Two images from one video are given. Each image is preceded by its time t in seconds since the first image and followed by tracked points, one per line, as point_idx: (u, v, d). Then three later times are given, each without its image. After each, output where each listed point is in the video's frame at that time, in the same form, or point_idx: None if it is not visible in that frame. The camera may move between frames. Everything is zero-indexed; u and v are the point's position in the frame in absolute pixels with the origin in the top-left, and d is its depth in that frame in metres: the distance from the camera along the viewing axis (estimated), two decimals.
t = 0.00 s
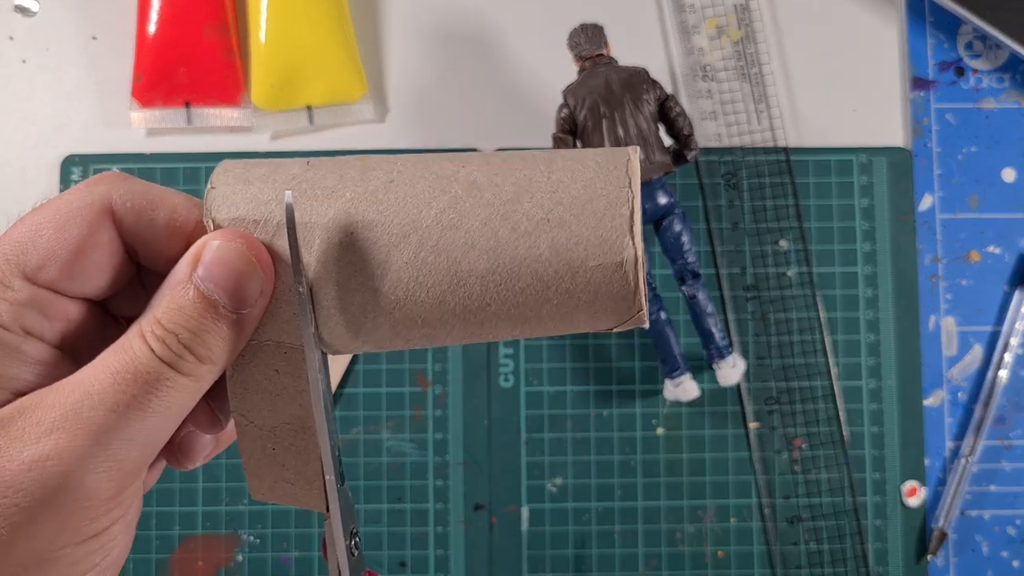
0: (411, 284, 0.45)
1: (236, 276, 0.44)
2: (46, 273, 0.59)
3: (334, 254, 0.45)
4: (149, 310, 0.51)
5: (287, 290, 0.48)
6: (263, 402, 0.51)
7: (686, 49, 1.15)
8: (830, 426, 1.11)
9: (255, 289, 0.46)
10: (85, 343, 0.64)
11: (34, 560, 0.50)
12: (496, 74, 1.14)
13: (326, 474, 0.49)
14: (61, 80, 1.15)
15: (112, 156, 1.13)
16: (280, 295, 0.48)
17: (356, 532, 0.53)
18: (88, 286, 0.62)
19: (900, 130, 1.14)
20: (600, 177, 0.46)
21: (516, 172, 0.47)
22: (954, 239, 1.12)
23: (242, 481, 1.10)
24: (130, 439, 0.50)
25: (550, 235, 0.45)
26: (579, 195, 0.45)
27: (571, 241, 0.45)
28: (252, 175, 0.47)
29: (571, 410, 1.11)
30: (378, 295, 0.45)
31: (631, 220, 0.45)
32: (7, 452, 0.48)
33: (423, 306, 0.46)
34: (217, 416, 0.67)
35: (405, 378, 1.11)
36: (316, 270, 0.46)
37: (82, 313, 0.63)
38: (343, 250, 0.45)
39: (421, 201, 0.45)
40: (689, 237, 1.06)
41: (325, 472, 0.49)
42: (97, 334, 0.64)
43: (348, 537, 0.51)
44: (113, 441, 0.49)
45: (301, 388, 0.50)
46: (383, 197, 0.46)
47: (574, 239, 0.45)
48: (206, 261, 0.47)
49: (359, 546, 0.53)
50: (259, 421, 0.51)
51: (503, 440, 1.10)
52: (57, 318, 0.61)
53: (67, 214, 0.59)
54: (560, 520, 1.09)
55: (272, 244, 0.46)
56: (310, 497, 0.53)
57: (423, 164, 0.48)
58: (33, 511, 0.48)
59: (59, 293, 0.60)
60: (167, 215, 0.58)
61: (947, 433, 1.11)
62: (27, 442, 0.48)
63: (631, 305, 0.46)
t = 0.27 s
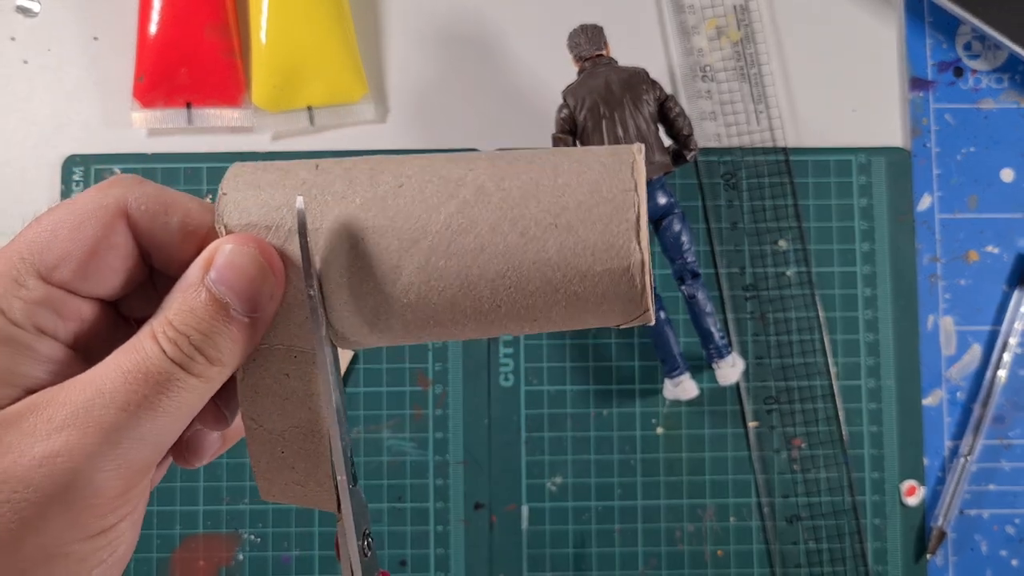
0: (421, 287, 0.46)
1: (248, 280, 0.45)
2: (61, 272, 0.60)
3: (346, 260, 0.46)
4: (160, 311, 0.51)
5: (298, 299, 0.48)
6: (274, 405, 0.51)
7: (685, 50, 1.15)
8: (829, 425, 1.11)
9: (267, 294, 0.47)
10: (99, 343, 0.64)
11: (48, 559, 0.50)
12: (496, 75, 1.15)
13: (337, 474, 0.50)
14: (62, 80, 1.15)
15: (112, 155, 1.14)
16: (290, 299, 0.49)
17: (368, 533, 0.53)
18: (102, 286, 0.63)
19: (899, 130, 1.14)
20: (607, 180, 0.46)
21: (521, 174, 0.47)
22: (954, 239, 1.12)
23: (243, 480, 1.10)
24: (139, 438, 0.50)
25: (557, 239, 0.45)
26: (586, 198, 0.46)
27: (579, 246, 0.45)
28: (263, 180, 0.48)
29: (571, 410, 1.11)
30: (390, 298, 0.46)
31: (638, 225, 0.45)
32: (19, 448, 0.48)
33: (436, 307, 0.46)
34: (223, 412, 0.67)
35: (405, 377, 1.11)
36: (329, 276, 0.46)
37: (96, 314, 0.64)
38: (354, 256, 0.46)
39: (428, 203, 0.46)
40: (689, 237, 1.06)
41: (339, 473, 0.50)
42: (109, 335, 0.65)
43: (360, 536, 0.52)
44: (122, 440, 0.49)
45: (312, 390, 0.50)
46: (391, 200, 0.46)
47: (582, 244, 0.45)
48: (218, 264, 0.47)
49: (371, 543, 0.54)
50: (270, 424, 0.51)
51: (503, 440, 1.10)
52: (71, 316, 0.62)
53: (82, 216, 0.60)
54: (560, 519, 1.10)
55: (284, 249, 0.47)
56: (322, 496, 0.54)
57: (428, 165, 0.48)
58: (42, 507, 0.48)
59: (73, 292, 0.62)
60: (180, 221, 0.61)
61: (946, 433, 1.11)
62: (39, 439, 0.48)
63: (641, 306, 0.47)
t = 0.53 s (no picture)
0: (426, 287, 0.46)
1: (258, 284, 0.45)
2: (79, 261, 0.61)
3: (351, 262, 0.46)
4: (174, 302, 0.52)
5: (305, 306, 0.49)
6: (287, 404, 0.51)
7: (685, 49, 1.15)
8: (828, 425, 1.11)
9: (276, 298, 0.47)
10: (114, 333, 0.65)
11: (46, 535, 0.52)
12: (497, 75, 1.15)
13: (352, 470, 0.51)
14: (63, 80, 1.16)
15: (112, 155, 1.14)
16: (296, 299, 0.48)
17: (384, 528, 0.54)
18: (117, 279, 0.63)
19: (899, 130, 1.15)
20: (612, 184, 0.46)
21: (528, 176, 0.47)
22: (953, 239, 1.13)
23: (243, 480, 1.11)
24: (144, 424, 0.52)
25: (562, 242, 0.45)
26: (589, 202, 0.45)
27: (582, 248, 0.45)
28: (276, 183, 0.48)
29: (571, 409, 1.11)
30: (394, 299, 0.46)
31: (640, 229, 0.45)
32: (28, 428, 0.51)
33: (439, 308, 0.46)
34: (231, 401, 0.69)
35: (405, 377, 1.11)
36: (336, 277, 0.46)
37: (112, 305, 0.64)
38: (360, 257, 0.46)
39: (437, 207, 0.46)
40: (689, 237, 1.06)
41: (353, 471, 0.50)
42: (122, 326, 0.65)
43: (375, 533, 0.53)
44: (127, 427, 0.51)
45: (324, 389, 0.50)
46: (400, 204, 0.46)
47: (585, 246, 0.45)
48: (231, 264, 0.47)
49: (387, 540, 0.54)
50: (284, 422, 0.51)
51: (503, 439, 1.10)
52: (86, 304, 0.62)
53: (103, 210, 0.61)
54: (560, 518, 1.10)
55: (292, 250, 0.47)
56: (337, 492, 0.54)
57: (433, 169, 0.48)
58: (45, 487, 0.51)
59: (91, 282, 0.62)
60: (198, 222, 0.62)
61: (945, 432, 1.11)
62: (48, 420, 0.50)
63: (641, 306, 0.47)
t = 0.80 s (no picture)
0: (384, 285, 0.44)
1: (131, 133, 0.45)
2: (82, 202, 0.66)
3: (306, 258, 0.45)
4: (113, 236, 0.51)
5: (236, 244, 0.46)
6: (257, 407, 0.50)
7: (685, 50, 1.15)
8: (828, 425, 1.12)
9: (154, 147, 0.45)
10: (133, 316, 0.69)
11: None
12: (497, 75, 1.15)
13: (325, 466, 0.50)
14: (63, 80, 1.16)
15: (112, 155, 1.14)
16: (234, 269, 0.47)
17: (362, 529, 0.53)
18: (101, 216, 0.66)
19: (899, 130, 1.15)
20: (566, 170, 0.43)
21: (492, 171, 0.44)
22: (953, 239, 1.13)
23: (243, 480, 1.11)
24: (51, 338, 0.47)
25: (519, 235, 0.43)
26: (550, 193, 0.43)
27: (541, 240, 0.43)
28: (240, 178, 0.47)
29: (571, 409, 1.11)
30: (349, 296, 0.45)
31: (599, 219, 0.42)
32: None
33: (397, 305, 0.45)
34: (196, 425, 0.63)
35: (405, 377, 1.12)
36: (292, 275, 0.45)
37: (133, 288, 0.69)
38: (315, 254, 0.45)
39: (394, 204, 0.44)
40: (689, 238, 1.06)
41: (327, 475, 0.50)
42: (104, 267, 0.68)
43: (355, 534, 0.52)
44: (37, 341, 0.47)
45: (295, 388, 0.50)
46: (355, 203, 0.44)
47: (542, 237, 0.43)
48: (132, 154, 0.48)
49: (368, 538, 0.53)
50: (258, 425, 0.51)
51: (503, 439, 1.10)
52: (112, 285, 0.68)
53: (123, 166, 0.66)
54: (560, 518, 1.10)
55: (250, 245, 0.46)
56: (316, 492, 0.54)
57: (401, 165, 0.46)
58: None
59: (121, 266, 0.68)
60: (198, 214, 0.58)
61: (945, 432, 1.11)
62: None
63: (608, 290, 0.44)
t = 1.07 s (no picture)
0: (412, 318, 0.49)
1: (252, 225, 0.48)
2: (118, 215, 0.64)
3: (338, 293, 0.49)
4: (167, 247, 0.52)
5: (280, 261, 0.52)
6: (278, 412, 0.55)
7: (685, 50, 1.15)
8: (828, 425, 1.12)
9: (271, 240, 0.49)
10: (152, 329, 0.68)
11: None
12: (497, 75, 1.15)
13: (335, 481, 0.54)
14: (64, 81, 1.16)
15: (113, 156, 1.14)
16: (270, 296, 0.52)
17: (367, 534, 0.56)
18: (145, 232, 0.65)
19: (898, 130, 1.15)
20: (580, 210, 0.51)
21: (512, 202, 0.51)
22: (952, 239, 1.13)
23: (243, 479, 1.11)
24: (130, 360, 0.51)
25: (536, 265, 0.49)
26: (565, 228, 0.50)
27: (556, 272, 0.49)
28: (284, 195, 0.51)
29: (571, 409, 1.12)
30: (382, 330, 0.50)
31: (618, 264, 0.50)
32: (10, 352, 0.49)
33: (424, 339, 0.50)
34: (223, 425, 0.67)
35: (405, 377, 1.12)
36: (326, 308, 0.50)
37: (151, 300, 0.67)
38: (349, 290, 0.49)
39: (420, 236, 0.49)
40: (689, 238, 1.06)
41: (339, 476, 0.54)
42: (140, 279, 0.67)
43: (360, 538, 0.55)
44: (110, 360, 0.50)
45: (312, 424, 0.55)
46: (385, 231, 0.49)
47: (556, 268, 0.49)
48: (224, 211, 0.49)
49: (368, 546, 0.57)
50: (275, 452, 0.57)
51: (503, 438, 1.11)
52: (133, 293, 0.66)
53: (154, 170, 0.64)
54: (560, 518, 1.10)
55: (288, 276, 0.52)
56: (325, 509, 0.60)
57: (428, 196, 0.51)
58: None
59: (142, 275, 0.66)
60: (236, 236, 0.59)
61: (944, 432, 1.11)
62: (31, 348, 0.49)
63: (614, 325, 0.50)
